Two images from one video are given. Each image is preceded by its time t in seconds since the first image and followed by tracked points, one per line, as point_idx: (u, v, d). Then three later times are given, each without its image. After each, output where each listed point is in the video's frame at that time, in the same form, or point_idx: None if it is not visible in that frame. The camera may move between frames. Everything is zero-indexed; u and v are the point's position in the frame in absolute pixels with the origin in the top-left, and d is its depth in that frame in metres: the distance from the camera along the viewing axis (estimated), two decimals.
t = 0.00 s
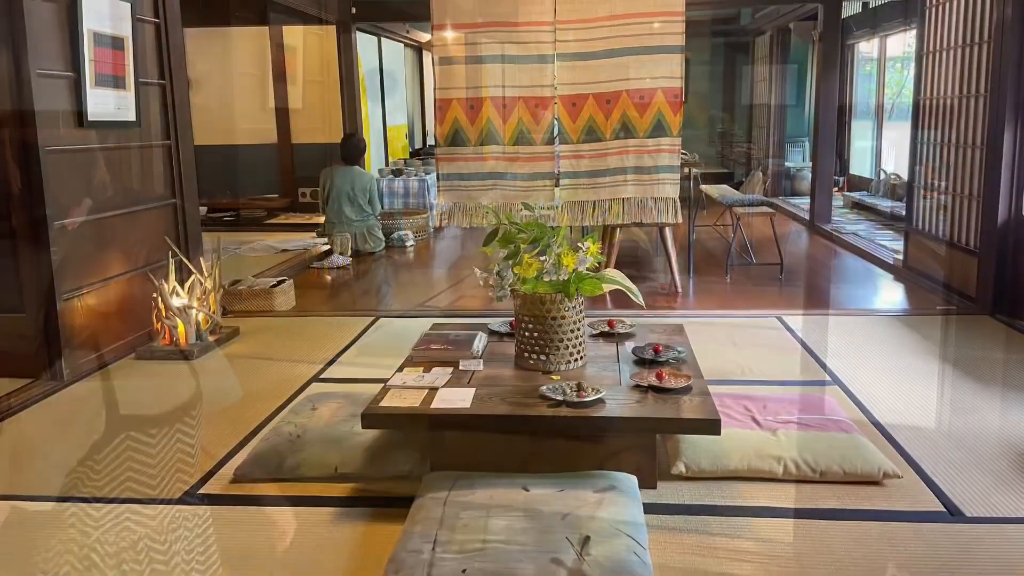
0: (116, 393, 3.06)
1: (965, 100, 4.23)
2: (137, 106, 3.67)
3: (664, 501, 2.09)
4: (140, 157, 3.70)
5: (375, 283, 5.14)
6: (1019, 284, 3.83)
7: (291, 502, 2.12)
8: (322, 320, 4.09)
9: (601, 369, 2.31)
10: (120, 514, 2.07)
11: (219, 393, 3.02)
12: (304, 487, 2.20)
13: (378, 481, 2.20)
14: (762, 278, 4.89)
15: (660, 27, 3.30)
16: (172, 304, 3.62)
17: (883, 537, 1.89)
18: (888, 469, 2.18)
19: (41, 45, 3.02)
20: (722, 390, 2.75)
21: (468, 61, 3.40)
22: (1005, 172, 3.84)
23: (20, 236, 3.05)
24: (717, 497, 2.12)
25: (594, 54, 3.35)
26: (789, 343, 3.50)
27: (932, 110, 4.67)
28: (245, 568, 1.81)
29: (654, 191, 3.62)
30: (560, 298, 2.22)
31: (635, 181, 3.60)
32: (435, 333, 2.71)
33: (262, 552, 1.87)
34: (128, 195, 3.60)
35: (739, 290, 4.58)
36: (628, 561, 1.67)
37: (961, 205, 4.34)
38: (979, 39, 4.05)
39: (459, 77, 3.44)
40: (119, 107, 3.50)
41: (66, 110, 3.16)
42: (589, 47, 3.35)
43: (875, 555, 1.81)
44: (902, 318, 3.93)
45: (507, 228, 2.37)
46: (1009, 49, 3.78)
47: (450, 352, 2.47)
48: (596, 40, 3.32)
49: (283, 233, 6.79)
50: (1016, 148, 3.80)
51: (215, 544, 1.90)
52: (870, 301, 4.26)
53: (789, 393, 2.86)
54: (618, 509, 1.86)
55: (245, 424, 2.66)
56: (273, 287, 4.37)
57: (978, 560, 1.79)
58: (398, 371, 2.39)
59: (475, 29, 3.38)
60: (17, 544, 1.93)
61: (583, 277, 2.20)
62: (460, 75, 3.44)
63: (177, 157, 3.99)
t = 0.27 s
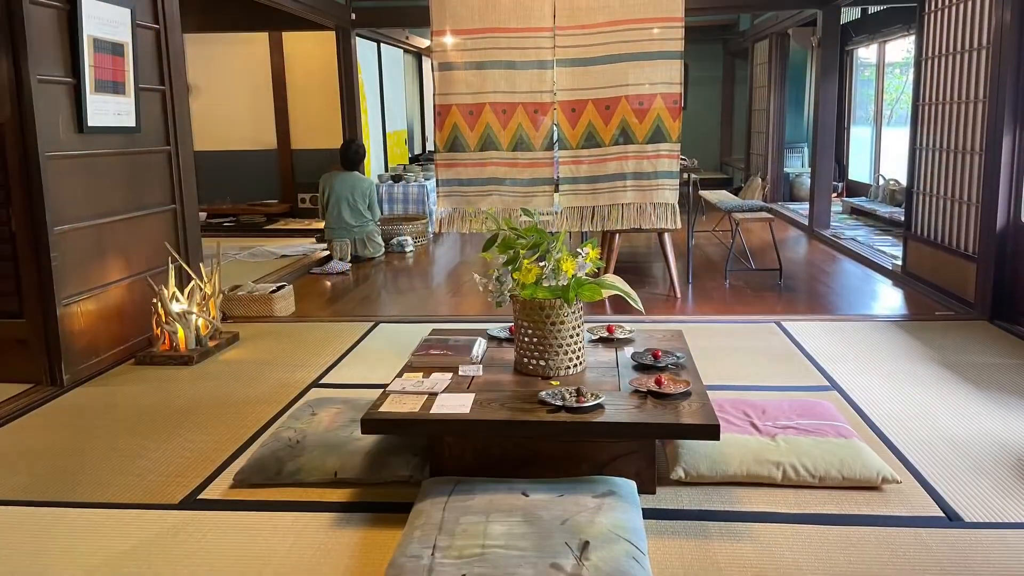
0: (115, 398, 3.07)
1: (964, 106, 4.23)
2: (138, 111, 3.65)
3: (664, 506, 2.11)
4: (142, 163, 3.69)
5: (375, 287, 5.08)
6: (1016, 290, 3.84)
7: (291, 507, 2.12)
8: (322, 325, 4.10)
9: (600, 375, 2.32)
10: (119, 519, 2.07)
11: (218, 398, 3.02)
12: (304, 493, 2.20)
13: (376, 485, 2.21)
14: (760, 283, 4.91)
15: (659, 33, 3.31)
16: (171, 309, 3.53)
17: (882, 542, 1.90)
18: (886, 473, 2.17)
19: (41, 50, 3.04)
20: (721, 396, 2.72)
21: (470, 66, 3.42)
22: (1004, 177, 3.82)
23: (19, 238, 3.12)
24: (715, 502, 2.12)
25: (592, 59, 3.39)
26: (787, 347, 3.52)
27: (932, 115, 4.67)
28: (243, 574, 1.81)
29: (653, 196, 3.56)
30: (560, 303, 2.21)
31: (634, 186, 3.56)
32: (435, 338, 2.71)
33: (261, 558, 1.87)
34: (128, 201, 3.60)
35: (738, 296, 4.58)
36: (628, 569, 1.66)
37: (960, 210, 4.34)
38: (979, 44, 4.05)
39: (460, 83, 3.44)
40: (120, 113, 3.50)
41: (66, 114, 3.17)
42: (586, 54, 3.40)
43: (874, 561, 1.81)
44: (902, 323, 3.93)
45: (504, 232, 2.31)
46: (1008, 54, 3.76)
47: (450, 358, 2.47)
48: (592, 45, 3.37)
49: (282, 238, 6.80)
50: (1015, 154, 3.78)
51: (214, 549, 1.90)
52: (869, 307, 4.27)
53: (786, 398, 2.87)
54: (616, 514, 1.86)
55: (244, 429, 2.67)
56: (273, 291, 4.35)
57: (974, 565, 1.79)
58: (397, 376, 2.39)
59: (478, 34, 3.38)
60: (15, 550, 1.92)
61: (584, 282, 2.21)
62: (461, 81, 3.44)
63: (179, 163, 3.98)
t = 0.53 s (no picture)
0: (115, 404, 3.07)
1: (964, 112, 4.25)
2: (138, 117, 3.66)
3: (663, 511, 2.11)
4: (142, 169, 3.70)
5: (375, 293, 5.08)
6: (1014, 296, 3.85)
7: (290, 513, 2.12)
8: (321, 331, 4.10)
9: (599, 380, 2.32)
10: (119, 524, 2.07)
11: (218, 403, 3.02)
12: (303, 498, 2.20)
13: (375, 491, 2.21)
14: (760, 288, 4.91)
15: (658, 39, 3.27)
16: (171, 315, 3.53)
17: (881, 547, 1.90)
18: (885, 478, 2.17)
19: (41, 58, 3.05)
20: (720, 402, 2.72)
21: (470, 72, 3.41)
22: (1003, 184, 3.83)
23: (19, 243, 3.12)
24: (714, 508, 2.13)
25: (591, 65, 3.36)
26: (787, 353, 3.52)
27: (930, 121, 4.69)
28: None
29: (653, 201, 3.62)
30: (560, 309, 2.21)
31: (633, 191, 3.59)
32: (434, 343, 2.71)
33: (260, 563, 1.87)
34: (128, 207, 3.61)
35: (737, 301, 4.59)
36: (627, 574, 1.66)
37: (959, 216, 4.35)
38: (978, 50, 4.07)
39: (460, 88, 3.44)
40: (120, 119, 3.51)
41: (66, 120, 3.18)
42: (585, 60, 3.36)
43: (873, 566, 1.81)
44: (901, 328, 3.94)
45: (503, 238, 2.36)
46: (1006, 60, 3.77)
47: (449, 363, 2.48)
48: (591, 51, 3.34)
49: (281, 244, 6.81)
50: (1014, 160, 3.78)
51: (214, 555, 1.90)
52: (868, 312, 4.28)
53: (785, 403, 2.87)
54: (615, 519, 1.86)
55: (244, 435, 2.67)
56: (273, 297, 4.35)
57: (972, 570, 1.79)
58: (396, 381, 2.39)
59: (479, 40, 3.38)
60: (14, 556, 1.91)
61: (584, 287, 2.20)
62: (460, 86, 3.44)
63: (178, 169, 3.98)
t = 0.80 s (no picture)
0: (115, 409, 3.07)
1: (963, 117, 4.26)
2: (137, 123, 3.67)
3: (662, 516, 2.11)
4: (141, 175, 3.71)
5: (374, 299, 5.09)
6: (1011, 301, 3.86)
7: (290, 518, 2.12)
8: (321, 336, 4.10)
9: (598, 386, 2.32)
10: (119, 529, 2.07)
11: (218, 409, 3.02)
12: (303, 504, 2.20)
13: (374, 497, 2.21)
14: (759, 294, 4.92)
15: (657, 44, 3.29)
16: (171, 320, 3.54)
17: (879, 552, 1.90)
18: (884, 484, 2.18)
19: (41, 64, 3.06)
20: (719, 407, 2.73)
21: (469, 78, 3.42)
22: (1001, 189, 3.84)
23: (19, 249, 3.13)
24: (712, 513, 2.13)
25: (591, 71, 3.38)
26: (786, 359, 3.53)
27: (929, 126, 4.70)
28: None
29: (653, 208, 3.60)
30: (559, 314, 2.21)
31: (632, 198, 3.58)
32: (434, 349, 2.71)
33: (259, 568, 1.86)
34: (128, 213, 3.62)
35: (736, 307, 4.59)
36: None
37: (958, 221, 4.36)
38: (977, 55, 4.08)
39: (459, 94, 3.46)
40: (120, 124, 3.52)
41: (66, 126, 3.19)
42: (585, 66, 3.38)
43: (872, 571, 1.82)
44: (900, 334, 3.94)
45: (503, 243, 2.34)
46: (1005, 65, 3.78)
47: (449, 369, 2.48)
48: (591, 57, 3.36)
49: (281, 249, 6.82)
50: (1013, 165, 3.79)
51: (214, 560, 1.90)
52: (867, 317, 4.28)
53: (783, 408, 2.88)
54: (615, 525, 1.86)
55: (244, 440, 2.67)
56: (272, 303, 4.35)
57: None
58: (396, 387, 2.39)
59: (479, 46, 3.39)
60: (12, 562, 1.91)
61: (582, 292, 2.20)
62: (460, 92, 3.46)
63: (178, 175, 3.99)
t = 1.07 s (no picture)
0: (115, 414, 3.07)
1: (962, 123, 4.27)
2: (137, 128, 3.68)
3: (661, 521, 2.12)
4: (141, 180, 3.72)
5: (374, 304, 5.09)
6: (1010, 307, 3.86)
7: (289, 523, 2.12)
8: (320, 342, 4.10)
9: (598, 391, 2.33)
10: (118, 534, 2.07)
11: (217, 414, 3.02)
12: (301, 509, 2.20)
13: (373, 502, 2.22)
14: (759, 300, 4.92)
15: (656, 51, 3.30)
16: (171, 326, 3.54)
17: (878, 557, 1.90)
18: (883, 489, 2.18)
19: (41, 70, 3.06)
20: (719, 413, 2.73)
21: (469, 84, 3.43)
22: (1000, 195, 3.85)
23: (19, 254, 3.14)
24: (711, 518, 2.13)
25: (589, 78, 3.39)
26: (786, 364, 3.53)
27: (928, 132, 4.72)
28: None
29: (651, 213, 3.60)
30: (558, 320, 2.22)
31: (631, 203, 3.59)
32: (434, 354, 2.71)
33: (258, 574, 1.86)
34: (128, 218, 3.63)
35: (735, 312, 4.60)
36: None
37: (957, 227, 4.37)
38: (976, 61, 4.10)
39: (458, 99, 3.47)
40: (119, 130, 3.53)
41: (65, 131, 3.20)
42: (584, 72, 3.39)
43: None
44: (899, 339, 3.95)
45: (503, 248, 2.34)
46: (1002, 71, 3.79)
47: (448, 374, 2.49)
48: (591, 63, 3.37)
49: (281, 255, 6.83)
50: (1011, 171, 3.80)
51: (214, 565, 1.90)
52: (866, 323, 4.29)
53: (782, 414, 2.88)
54: (614, 530, 1.86)
55: (243, 445, 2.67)
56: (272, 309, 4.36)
57: None
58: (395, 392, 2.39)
59: (479, 52, 3.40)
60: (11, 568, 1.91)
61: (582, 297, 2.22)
62: (460, 97, 3.47)
63: (177, 180, 4.00)
